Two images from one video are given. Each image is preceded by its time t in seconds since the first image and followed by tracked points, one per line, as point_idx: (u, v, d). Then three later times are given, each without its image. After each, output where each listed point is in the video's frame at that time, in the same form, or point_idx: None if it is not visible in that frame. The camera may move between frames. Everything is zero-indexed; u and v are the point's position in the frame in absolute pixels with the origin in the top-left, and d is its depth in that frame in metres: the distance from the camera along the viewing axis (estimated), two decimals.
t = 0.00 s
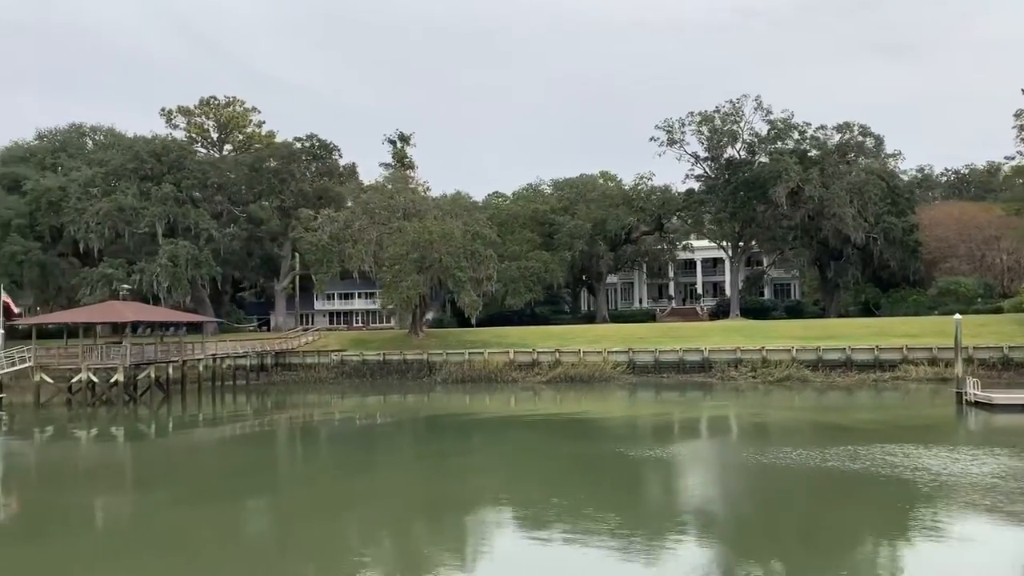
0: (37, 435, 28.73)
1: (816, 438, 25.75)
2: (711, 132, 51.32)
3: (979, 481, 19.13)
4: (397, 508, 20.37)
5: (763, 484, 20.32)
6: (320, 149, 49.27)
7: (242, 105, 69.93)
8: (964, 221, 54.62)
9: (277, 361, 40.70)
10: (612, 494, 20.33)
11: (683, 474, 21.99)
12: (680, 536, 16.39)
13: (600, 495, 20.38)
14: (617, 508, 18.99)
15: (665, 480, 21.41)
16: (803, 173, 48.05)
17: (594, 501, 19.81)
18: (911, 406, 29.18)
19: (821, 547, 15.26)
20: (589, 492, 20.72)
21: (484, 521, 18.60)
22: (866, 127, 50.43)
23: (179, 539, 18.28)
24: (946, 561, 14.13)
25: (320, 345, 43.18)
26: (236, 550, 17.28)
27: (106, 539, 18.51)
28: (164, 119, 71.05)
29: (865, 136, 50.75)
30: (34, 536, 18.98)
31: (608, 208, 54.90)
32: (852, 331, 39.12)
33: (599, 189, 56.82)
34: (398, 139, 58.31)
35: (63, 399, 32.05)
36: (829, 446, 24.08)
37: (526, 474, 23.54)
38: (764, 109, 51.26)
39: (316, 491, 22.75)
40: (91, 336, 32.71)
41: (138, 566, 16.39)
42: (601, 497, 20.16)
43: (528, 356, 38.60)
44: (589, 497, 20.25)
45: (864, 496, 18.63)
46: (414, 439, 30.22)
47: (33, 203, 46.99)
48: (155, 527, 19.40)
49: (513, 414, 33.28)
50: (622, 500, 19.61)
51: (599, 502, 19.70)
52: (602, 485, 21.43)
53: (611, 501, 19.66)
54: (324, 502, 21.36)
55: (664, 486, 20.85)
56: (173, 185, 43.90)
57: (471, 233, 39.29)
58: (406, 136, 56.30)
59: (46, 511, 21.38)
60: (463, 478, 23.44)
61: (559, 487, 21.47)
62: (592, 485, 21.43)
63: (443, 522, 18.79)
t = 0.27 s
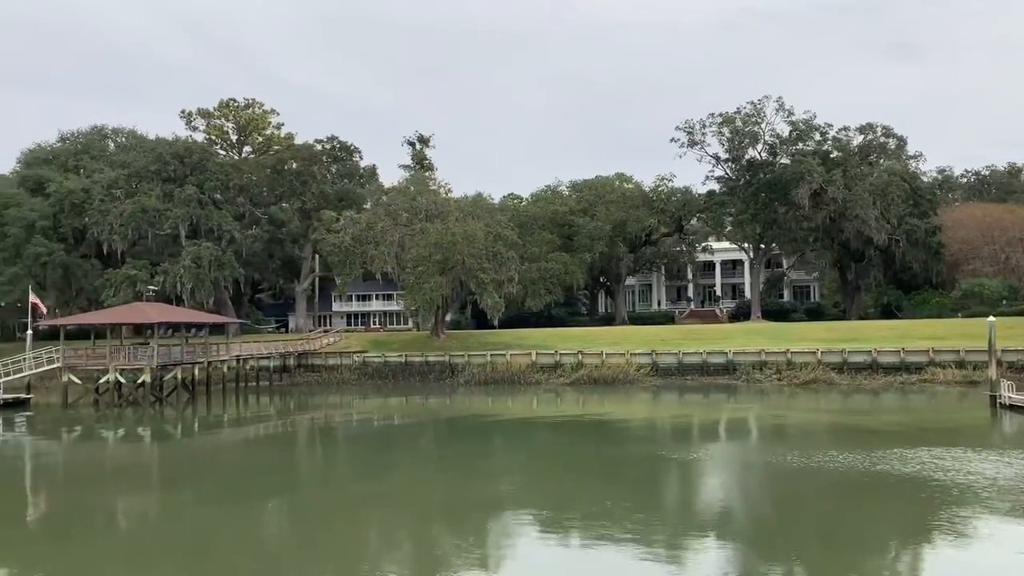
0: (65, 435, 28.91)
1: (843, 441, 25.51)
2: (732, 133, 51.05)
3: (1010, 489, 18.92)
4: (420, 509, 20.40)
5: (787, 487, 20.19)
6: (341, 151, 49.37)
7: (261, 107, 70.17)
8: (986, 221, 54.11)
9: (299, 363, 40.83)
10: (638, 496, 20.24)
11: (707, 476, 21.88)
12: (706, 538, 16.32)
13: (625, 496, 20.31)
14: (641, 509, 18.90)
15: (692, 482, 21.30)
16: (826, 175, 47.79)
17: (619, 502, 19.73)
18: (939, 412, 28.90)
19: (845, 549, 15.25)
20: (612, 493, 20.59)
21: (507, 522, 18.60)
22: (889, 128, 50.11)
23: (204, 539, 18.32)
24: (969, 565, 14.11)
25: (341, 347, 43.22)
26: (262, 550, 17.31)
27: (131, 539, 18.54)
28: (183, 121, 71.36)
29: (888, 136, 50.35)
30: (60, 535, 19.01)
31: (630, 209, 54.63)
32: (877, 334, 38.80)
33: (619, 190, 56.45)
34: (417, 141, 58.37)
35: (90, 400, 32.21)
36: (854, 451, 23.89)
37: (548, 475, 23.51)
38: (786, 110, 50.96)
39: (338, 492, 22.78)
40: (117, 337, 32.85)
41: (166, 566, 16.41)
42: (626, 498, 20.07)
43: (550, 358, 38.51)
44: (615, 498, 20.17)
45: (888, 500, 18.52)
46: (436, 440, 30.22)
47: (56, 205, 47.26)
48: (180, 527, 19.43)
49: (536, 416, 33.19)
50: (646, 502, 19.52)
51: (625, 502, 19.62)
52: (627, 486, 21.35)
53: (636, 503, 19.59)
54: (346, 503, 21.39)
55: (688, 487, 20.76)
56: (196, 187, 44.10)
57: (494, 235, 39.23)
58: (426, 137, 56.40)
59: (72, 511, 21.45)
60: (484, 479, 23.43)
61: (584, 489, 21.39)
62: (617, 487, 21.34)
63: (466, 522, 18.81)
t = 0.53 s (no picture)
0: (90, 435, 29.03)
1: (869, 444, 25.31)
2: (751, 134, 50.85)
3: None
4: (439, 509, 20.40)
5: (807, 489, 20.09)
6: (360, 152, 49.47)
7: (278, 108, 70.41)
8: (1007, 224, 53.92)
9: (319, 364, 40.89)
10: (665, 497, 20.14)
11: (734, 478, 21.75)
12: (727, 540, 16.22)
13: (651, 498, 20.21)
14: (669, 512, 18.80)
15: (718, 484, 21.15)
16: (847, 176, 47.56)
17: (646, 504, 19.63)
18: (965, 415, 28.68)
19: (865, 552, 15.18)
20: (638, 495, 20.48)
21: (527, 523, 18.57)
22: (910, 129, 49.79)
23: (225, 539, 18.30)
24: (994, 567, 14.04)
25: (360, 348, 43.28)
26: (283, 550, 17.28)
27: (152, 539, 18.53)
28: (200, 122, 71.63)
29: (909, 137, 50.03)
30: (81, 535, 18.98)
31: (649, 210, 54.47)
32: (900, 336, 38.55)
33: (636, 191, 56.37)
34: (435, 142, 58.45)
35: (113, 400, 32.32)
36: (880, 454, 23.70)
37: (569, 477, 23.48)
38: (807, 111, 50.71)
39: (356, 492, 22.76)
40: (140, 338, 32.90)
41: (188, 566, 16.38)
42: (653, 500, 19.97)
43: (571, 360, 38.43)
44: (642, 500, 20.06)
45: (911, 503, 18.41)
46: (458, 441, 30.18)
47: (77, 206, 47.47)
48: (200, 527, 19.42)
49: (558, 417, 33.12)
50: (674, 504, 19.40)
51: (652, 505, 19.52)
52: (653, 488, 21.25)
53: (663, 504, 19.49)
54: (366, 504, 21.38)
55: (715, 489, 20.62)
56: (216, 189, 44.26)
57: (514, 236, 39.19)
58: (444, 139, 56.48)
59: (93, 510, 21.44)
60: (503, 481, 23.39)
61: (609, 490, 21.29)
62: (642, 489, 21.24)
63: (486, 523, 18.79)
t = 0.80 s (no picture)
0: (113, 435, 29.11)
1: (894, 446, 25.17)
2: (768, 135, 50.68)
3: None
4: (457, 509, 20.43)
5: (826, 490, 20.02)
6: (377, 153, 49.52)
7: (293, 109, 70.56)
8: None
9: (338, 364, 40.94)
10: (690, 497, 20.07)
11: (758, 478, 21.68)
12: (746, 542, 16.09)
13: (676, 497, 20.18)
14: (694, 511, 18.76)
15: (742, 485, 21.07)
16: (865, 177, 47.35)
17: (670, 504, 19.56)
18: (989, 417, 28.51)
19: (880, 554, 15.15)
20: (663, 495, 20.41)
21: (547, 522, 18.52)
22: (929, 130, 49.50)
23: (243, 539, 18.21)
24: (1009, 570, 14.04)
25: (378, 348, 43.33)
26: (301, 551, 17.17)
27: (171, 539, 18.46)
28: (215, 123, 71.86)
29: (928, 138, 49.73)
30: (100, 535, 18.92)
31: (665, 211, 54.37)
32: (921, 338, 38.35)
33: (652, 192, 56.32)
34: (450, 143, 58.47)
35: (134, 400, 32.44)
36: (905, 456, 23.56)
37: (588, 476, 23.48)
38: (825, 112, 50.48)
39: (372, 492, 22.75)
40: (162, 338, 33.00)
41: (208, 566, 16.29)
42: (678, 500, 19.90)
43: (589, 360, 38.39)
44: (666, 499, 20.01)
45: (931, 505, 18.32)
46: (477, 442, 30.14)
47: (95, 206, 47.68)
48: (218, 527, 19.33)
49: (577, 418, 33.08)
50: (698, 504, 19.35)
51: (677, 505, 19.46)
52: (677, 488, 21.18)
53: (688, 504, 19.43)
54: (384, 504, 21.35)
55: (738, 490, 20.55)
56: (235, 189, 44.38)
57: (533, 237, 39.14)
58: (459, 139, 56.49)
59: (113, 510, 21.41)
60: (522, 481, 23.36)
61: (632, 490, 21.24)
62: (665, 489, 21.17)
63: (505, 522, 18.76)
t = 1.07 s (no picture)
0: (133, 434, 29.17)
1: (915, 447, 25.03)
2: (783, 135, 50.54)
3: None
4: (471, 509, 20.43)
5: (842, 492, 19.92)
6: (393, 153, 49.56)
7: (306, 109, 70.64)
8: None
9: (354, 364, 40.97)
10: (712, 498, 20.00)
11: (777, 479, 21.59)
12: (764, 543, 15.98)
13: (695, 498, 20.11)
14: (712, 511, 18.69)
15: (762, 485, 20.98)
16: (881, 177, 47.20)
17: (689, 505, 19.50)
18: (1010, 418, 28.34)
19: (896, 554, 15.10)
20: (682, 495, 20.34)
21: (564, 523, 18.46)
22: (946, 130, 49.28)
23: (258, 540, 18.16)
24: None
25: (393, 348, 43.34)
26: (318, 552, 17.11)
27: (186, 539, 18.41)
28: (229, 124, 72.00)
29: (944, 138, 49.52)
30: (117, 535, 18.87)
31: (680, 212, 54.29)
32: (940, 339, 38.15)
33: (664, 195, 56.77)
34: (464, 143, 58.43)
35: (154, 400, 32.52)
36: (924, 457, 23.43)
37: (604, 476, 23.41)
38: (841, 112, 50.32)
39: (390, 492, 22.75)
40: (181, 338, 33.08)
41: (227, 565, 16.33)
42: (700, 500, 19.83)
43: (606, 361, 38.35)
44: (687, 500, 19.95)
45: (948, 506, 18.21)
46: (493, 442, 30.12)
47: (111, 206, 47.84)
48: (233, 528, 19.28)
49: (595, 418, 33.03)
50: (720, 504, 19.28)
51: (698, 505, 19.40)
52: (697, 488, 21.11)
53: (709, 505, 19.36)
54: (402, 504, 21.34)
55: (758, 490, 20.48)
56: (251, 190, 44.48)
57: (550, 237, 39.10)
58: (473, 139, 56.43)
59: (132, 509, 21.43)
60: (540, 480, 23.35)
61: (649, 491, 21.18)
62: (685, 489, 21.12)
63: (522, 522, 18.75)
